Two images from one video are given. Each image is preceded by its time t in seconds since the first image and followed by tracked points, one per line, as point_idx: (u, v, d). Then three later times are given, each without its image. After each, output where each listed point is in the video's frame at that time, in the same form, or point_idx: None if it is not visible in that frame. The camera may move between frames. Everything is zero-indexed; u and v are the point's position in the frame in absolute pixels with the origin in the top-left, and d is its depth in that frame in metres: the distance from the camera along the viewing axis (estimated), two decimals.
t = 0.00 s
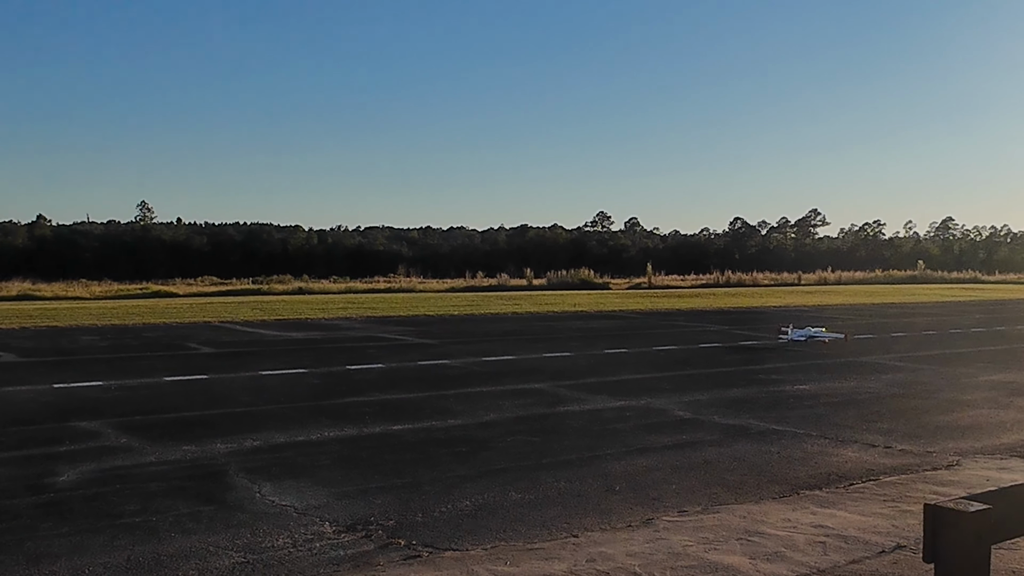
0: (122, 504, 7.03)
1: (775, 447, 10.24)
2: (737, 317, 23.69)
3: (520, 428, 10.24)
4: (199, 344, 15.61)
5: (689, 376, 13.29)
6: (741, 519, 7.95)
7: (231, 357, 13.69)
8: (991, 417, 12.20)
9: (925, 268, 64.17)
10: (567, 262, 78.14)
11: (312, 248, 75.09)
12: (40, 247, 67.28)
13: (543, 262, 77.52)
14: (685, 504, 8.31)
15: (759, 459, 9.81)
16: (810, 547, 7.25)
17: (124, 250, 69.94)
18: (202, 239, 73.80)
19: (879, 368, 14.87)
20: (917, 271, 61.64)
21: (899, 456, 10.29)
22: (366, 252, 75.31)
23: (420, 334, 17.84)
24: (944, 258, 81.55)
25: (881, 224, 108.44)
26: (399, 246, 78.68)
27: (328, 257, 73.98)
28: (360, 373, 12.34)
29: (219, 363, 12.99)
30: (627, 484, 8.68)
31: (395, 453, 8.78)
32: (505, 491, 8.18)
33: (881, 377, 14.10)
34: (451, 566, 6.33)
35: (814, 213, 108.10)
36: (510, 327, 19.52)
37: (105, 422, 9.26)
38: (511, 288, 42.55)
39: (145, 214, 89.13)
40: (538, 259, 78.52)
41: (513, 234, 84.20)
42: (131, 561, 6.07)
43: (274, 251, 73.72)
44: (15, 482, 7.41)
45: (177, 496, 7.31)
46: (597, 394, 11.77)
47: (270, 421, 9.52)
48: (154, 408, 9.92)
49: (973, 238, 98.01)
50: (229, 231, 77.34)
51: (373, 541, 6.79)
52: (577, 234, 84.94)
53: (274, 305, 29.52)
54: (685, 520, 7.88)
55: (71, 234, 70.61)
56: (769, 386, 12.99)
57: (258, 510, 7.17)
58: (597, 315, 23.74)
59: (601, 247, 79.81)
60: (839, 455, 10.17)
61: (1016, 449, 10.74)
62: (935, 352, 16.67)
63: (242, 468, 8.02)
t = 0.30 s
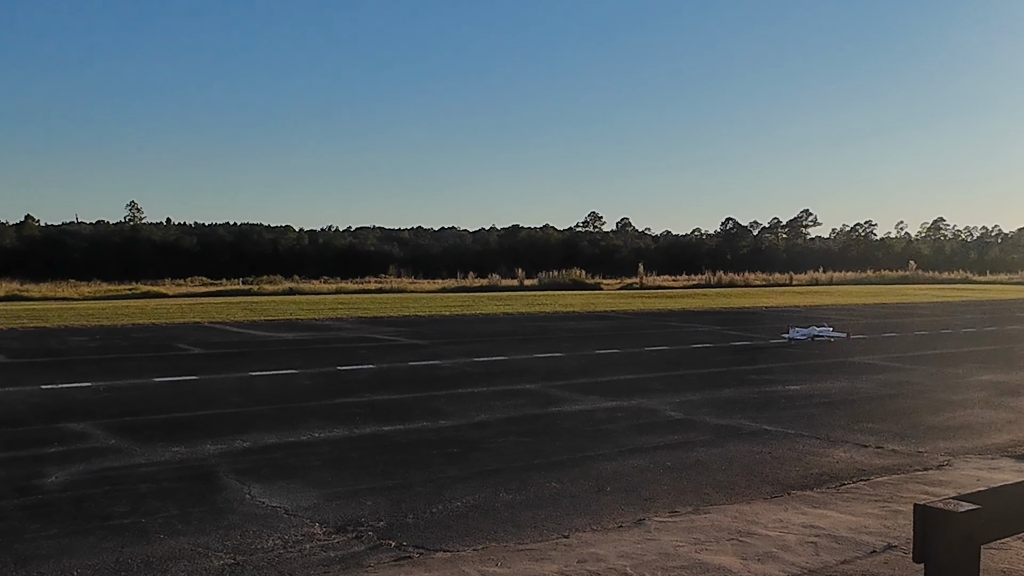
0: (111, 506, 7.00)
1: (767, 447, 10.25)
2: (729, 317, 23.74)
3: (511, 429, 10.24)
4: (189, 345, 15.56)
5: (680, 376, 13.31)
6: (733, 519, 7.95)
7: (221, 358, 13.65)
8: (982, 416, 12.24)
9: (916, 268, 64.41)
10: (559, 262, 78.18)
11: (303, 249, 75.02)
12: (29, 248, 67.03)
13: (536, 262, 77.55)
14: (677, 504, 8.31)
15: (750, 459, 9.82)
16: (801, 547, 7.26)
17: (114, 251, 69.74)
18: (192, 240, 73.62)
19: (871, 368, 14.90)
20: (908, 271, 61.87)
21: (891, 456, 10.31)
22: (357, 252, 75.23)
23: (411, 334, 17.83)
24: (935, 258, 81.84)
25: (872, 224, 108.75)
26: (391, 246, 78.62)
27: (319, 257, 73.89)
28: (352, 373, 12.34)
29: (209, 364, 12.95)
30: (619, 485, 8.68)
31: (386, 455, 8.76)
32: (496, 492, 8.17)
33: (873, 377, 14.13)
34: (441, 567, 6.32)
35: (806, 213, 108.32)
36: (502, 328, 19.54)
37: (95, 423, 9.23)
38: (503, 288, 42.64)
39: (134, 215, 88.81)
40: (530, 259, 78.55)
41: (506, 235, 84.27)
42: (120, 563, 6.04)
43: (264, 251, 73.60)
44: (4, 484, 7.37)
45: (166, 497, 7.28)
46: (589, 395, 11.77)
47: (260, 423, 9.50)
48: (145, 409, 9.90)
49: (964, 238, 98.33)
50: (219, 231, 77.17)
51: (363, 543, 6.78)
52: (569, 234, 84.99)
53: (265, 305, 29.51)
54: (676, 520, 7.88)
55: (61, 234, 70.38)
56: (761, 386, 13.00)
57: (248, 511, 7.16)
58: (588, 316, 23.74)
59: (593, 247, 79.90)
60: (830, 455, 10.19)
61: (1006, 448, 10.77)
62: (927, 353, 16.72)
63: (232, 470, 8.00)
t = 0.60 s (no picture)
0: (94, 508, 6.96)
1: (754, 448, 10.26)
2: (717, 318, 23.79)
3: (499, 430, 10.22)
4: (175, 346, 15.50)
5: (668, 377, 13.32)
6: (720, 520, 7.96)
7: (207, 359, 13.59)
8: (969, 417, 12.28)
9: (904, 269, 64.72)
10: (547, 262, 78.26)
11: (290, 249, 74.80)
12: (14, 249, 66.70)
13: (524, 262, 77.61)
14: (664, 505, 8.31)
15: (738, 460, 9.83)
16: (789, 548, 7.27)
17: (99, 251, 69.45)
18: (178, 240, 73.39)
19: (859, 368, 14.94)
20: (896, 272, 62.19)
21: (878, 456, 10.33)
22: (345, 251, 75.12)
23: (398, 335, 17.81)
24: (923, 258, 82.23)
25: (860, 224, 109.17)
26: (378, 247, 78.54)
27: (306, 257, 73.76)
28: (339, 374, 12.31)
29: (195, 365, 12.89)
30: (606, 486, 8.68)
31: (373, 456, 8.74)
32: (483, 493, 8.16)
33: (860, 377, 14.16)
34: (428, 569, 6.31)
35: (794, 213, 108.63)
36: (489, 329, 19.54)
37: (79, 424, 9.19)
38: (492, 289, 42.66)
39: (120, 215, 88.41)
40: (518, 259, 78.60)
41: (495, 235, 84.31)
42: (104, 565, 6.01)
43: (251, 251, 73.42)
44: None
45: (151, 499, 7.25)
46: (577, 396, 11.76)
47: (246, 424, 9.46)
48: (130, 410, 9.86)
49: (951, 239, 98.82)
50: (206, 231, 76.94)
51: (349, 544, 6.76)
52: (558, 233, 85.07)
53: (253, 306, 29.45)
54: (664, 521, 7.88)
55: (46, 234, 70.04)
56: (748, 387, 13.01)
57: (233, 513, 7.13)
58: (576, 316, 23.75)
59: (582, 248, 80.05)
60: (818, 455, 10.21)
61: (993, 448, 10.81)
62: (913, 354, 16.77)
63: (218, 472, 7.97)
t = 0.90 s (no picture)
0: (77, 511, 6.92)
1: (741, 449, 10.26)
2: (705, 318, 23.84)
3: (486, 431, 10.20)
4: (159, 347, 15.41)
5: (655, 377, 13.33)
6: (707, 521, 7.95)
7: (192, 360, 13.53)
8: (955, 417, 12.31)
9: (891, 270, 64.97)
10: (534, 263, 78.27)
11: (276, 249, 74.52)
12: None
13: (511, 263, 77.54)
14: (651, 505, 8.31)
15: (725, 461, 9.82)
16: (775, 548, 7.27)
17: (82, 252, 69.10)
18: (162, 241, 73.08)
19: (846, 369, 14.99)
20: (884, 274, 62.47)
21: (865, 457, 10.35)
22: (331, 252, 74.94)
23: (385, 336, 17.77)
24: (910, 259, 82.63)
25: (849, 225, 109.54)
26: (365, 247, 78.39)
27: (292, 257, 73.55)
28: (325, 375, 12.27)
29: (180, 366, 12.83)
30: (593, 487, 8.67)
31: (358, 457, 8.72)
32: (470, 494, 8.14)
33: (848, 378, 14.19)
34: (414, 571, 6.28)
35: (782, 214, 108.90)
36: (476, 329, 19.52)
37: (62, 427, 9.13)
38: (479, 290, 42.62)
39: (104, 215, 87.98)
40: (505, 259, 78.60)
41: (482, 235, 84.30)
42: (87, 568, 5.97)
43: (236, 252, 73.19)
44: None
45: (134, 501, 7.21)
46: (564, 397, 11.75)
47: (230, 426, 9.43)
48: (114, 412, 9.80)
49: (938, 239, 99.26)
50: (191, 232, 76.64)
51: (334, 546, 6.73)
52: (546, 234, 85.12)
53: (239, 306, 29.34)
54: (650, 522, 7.87)
55: (28, 234, 69.64)
56: (736, 387, 13.02)
57: (218, 515, 7.09)
58: (564, 317, 23.75)
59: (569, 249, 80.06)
60: (805, 456, 10.22)
61: (978, 448, 10.86)
62: (901, 354, 16.82)
63: (202, 473, 7.93)
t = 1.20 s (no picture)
0: (53, 515, 6.85)
1: (724, 450, 10.26)
2: (687, 320, 23.88)
3: (467, 433, 10.17)
4: (137, 349, 15.30)
5: (638, 379, 13.33)
6: (690, 522, 7.94)
7: (170, 362, 13.44)
8: (936, 418, 12.35)
9: (872, 271, 65.48)
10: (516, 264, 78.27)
11: (255, 251, 74.16)
12: None
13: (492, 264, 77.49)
14: (634, 507, 8.30)
15: (708, 462, 9.82)
16: (758, 550, 7.26)
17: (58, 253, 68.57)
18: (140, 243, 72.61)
19: (828, 370, 15.02)
20: (865, 275, 62.82)
21: (846, 457, 10.36)
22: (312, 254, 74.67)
23: (365, 337, 17.70)
24: (892, 261, 83.11)
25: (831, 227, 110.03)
26: (347, 249, 78.18)
27: (272, 260, 73.25)
28: (305, 378, 12.22)
29: (158, 369, 12.74)
30: (576, 489, 8.65)
31: (339, 460, 8.67)
32: (452, 497, 8.11)
33: (830, 379, 14.22)
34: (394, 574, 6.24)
35: (764, 216, 109.29)
36: (458, 331, 19.47)
37: (38, 430, 9.04)
38: (460, 291, 42.55)
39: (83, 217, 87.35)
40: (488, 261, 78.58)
41: (465, 237, 84.30)
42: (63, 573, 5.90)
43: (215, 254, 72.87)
44: None
45: (112, 505, 7.15)
46: (546, 398, 11.73)
47: (209, 428, 9.36)
48: (91, 415, 9.71)
49: (920, 241, 99.82)
50: (169, 234, 76.20)
51: (314, 550, 6.68)
52: (529, 236, 85.16)
53: (218, 309, 29.16)
54: (633, 524, 7.85)
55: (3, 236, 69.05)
56: (718, 389, 13.03)
57: (196, 519, 7.03)
58: (546, 319, 23.72)
59: (551, 250, 80.09)
60: (787, 457, 10.23)
61: (960, 449, 10.89)
62: (882, 355, 16.87)
63: (180, 476, 7.87)
